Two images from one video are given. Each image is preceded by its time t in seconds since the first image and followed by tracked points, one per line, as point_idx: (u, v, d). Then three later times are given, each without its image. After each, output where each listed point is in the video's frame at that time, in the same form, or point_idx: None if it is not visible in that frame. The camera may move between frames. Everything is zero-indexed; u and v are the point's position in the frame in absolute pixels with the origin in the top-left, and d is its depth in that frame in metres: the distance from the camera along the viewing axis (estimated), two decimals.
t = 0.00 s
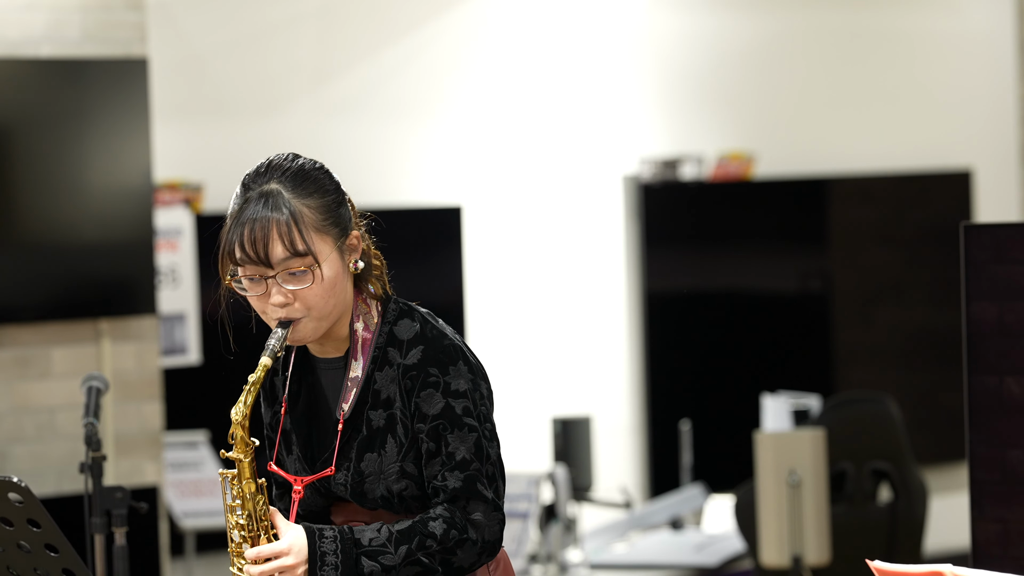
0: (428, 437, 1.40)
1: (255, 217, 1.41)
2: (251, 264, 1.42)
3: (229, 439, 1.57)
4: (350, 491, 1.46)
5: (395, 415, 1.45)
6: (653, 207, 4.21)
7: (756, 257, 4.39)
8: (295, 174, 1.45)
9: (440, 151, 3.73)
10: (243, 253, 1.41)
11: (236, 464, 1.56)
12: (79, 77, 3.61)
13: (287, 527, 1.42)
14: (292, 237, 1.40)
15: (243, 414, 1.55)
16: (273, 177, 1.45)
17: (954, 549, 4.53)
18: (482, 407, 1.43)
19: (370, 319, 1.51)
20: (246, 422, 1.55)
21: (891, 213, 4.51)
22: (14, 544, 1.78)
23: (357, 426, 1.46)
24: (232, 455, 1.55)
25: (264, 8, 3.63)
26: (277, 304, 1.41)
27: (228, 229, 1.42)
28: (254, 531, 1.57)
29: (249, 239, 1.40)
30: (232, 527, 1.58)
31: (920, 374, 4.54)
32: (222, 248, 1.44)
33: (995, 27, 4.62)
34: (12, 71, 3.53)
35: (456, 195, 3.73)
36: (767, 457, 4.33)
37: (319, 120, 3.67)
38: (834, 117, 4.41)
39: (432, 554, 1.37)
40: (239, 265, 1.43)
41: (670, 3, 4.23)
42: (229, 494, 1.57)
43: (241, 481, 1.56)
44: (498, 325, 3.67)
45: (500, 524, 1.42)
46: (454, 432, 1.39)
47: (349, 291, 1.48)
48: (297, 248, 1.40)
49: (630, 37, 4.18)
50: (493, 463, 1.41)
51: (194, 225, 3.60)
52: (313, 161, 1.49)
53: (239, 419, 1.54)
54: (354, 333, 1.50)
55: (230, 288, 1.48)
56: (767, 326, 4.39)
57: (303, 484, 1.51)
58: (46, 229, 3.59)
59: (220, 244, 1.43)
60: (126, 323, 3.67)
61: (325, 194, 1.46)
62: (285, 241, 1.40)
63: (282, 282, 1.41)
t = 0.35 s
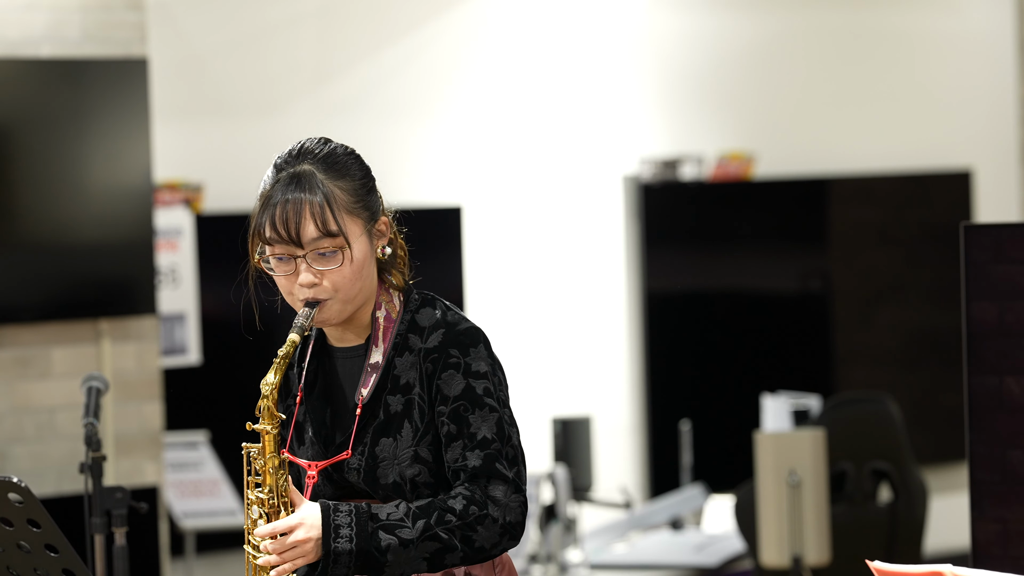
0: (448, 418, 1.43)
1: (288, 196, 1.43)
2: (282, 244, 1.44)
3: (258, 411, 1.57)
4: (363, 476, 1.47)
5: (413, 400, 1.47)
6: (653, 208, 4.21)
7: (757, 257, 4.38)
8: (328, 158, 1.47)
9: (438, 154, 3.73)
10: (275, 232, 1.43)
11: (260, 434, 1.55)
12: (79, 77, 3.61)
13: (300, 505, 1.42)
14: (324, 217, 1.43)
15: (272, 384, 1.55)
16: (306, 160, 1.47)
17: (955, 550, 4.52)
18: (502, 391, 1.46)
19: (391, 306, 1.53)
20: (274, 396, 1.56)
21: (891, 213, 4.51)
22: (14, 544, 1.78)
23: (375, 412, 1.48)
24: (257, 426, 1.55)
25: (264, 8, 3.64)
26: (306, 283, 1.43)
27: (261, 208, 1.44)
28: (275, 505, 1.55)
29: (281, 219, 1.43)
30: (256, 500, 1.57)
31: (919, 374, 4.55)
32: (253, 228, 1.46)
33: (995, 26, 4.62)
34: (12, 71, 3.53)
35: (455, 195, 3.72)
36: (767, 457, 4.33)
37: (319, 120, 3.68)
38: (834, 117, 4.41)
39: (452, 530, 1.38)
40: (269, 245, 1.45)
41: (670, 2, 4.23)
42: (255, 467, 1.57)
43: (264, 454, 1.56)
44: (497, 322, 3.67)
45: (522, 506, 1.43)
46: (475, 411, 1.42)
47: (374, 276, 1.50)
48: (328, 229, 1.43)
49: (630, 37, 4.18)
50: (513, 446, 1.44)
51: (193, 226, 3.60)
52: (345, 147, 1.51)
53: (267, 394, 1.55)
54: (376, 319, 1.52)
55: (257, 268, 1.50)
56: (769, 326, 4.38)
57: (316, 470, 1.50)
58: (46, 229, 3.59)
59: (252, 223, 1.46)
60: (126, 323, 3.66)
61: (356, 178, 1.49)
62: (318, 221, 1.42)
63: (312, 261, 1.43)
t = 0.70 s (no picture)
0: (453, 431, 1.40)
1: (292, 201, 1.42)
2: (286, 248, 1.43)
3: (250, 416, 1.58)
4: (368, 483, 1.45)
5: (421, 408, 1.44)
6: (653, 208, 4.20)
7: (757, 257, 4.38)
8: (334, 162, 1.45)
9: (438, 154, 3.78)
10: (278, 237, 1.42)
11: (255, 438, 1.56)
12: (78, 78, 3.58)
13: (300, 511, 1.42)
14: (326, 222, 1.41)
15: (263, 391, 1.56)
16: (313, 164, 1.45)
17: (955, 550, 4.52)
18: (509, 406, 1.43)
19: (401, 312, 1.50)
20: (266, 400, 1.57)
21: (893, 212, 4.50)
22: (14, 544, 1.78)
23: (382, 417, 1.45)
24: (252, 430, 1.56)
25: (264, 8, 3.66)
26: (308, 288, 1.41)
27: (266, 213, 1.43)
28: (270, 510, 1.55)
29: (284, 223, 1.42)
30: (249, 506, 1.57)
31: (920, 374, 4.54)
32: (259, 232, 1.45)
33: (995, 26, 4.62)
34: (12, 71, 3.52)
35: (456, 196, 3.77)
36: (767, 457, 4.31)
37: (319, 120, 3.69)
38: (834, 117, 4.41)
39: (444, 548, 1.37)
40: (274, 249, 1.44)
41: (670, 3, 4.22)
42: (248, 472, 1.57)
43: (258, 459, 1.55)
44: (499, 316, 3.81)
45: (516, 525, 1.41)
46: (481, 426, 1.39)
47: (381, 281, 1.48)
48: (330, 234, 1.41)
49: (630, 37, 4.17)
50: (514, 463, 1.41)
51: (193, 225, 3.61)
52: (354, 151, 1.49)
53: (259, 398, 1.57)
54: (385, 326, 1.50)
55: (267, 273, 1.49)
56: (769, 327, 4.38)
57: (321, 472, 1.49)
58: (45, 229, 3.58)
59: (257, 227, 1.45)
60: (125, 323, 3.66)
61: (363, 183, 1.46)
62: (320, 226, 1.41)
63: (315, 266, 1.42)
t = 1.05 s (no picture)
0: (445, 422, 1.45)
1: (300, 169, 1.50)
2: (291, 216, 1.50)
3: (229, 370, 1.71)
4: (368, 470, 1.50)
5: (422, 399, 1.49)
6: (653, 207, 4.24)
7: (755, 258, 4.40)
8: (346, 138, 1.53)
9: (439, 152, 3.62)
10: (285, 202, 1.49)
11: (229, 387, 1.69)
12: (79, 78, 3.61)
13: (273, 469, 1.43)
14: (329, 190, 1.48)
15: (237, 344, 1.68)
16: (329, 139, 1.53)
17: (955, 550, 4.53)
18: (504, 404, 1.47)
19: (410, 305, 1.56)
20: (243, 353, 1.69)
21: (891, 213, 4.52)
22: (14, 544, 1.78)
23: (384, 406, 1.51)
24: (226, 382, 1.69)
25: (264, 8, 3.59)
26: (306, 255, 1.48)
27: (277, 182, 1.52)
28: (237, 461, 1.68)
29: (292, 190, 1.49)
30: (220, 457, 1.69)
31: (920, 374, 4.54)
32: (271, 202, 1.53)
33: (995, 26, 4.62)
34: (12, 70, 3.53)
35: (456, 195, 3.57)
36: (767, 456, 4.32)
37: (322, 120, 3.59)
38: (835, 118, 4.41)
39: (413, 531, 1.41)
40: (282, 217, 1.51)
41: (669, 2, 4.23)
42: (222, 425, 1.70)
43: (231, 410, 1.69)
44: (500, 319, 3.69)
45: (488, 524, 1.45)
46: (470, 419, 1.44)
47: (385, 261, 1.52)
48: (332, 201, 1.47)
49: (630, 37, 4.19)
50: (498, 462, 1.46)
51: (193, 225, 3.56)
52: (370, 134, 1.56)
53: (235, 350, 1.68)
54: (394, 314, 1.55)
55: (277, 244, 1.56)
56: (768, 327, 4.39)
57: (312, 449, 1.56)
58: (45, 229, 3.60)
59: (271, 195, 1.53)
60: (126, 323, 3.67)
61: (374, 161, 1.53)
62: (322, 193, 1.48)
63: (315, 233, 1.48)
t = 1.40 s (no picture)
0: (443, 425, 1.51)
1: (314, 167, 1.57)
2: (303, 213, 1.58)
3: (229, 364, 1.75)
4: (365, 469, 1.56)
5: (421, 401, 1.55)
6: (654, 208, 4.23)
7: (756, 257, 4.39)
8: (361, 139, 1.60)
9: (438, 154, 3.71)
10: (298, 199, 1.57)
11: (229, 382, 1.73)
12: (79, 77, 3.61)
13: (267, 467, 1.50)
14: (342, 189, 1.55)
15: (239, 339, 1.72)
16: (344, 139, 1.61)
17: (955, 550, 4.54)
18: (501, 410, 1.53)
19: (415, 306, 1.62)
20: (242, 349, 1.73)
21: (892, 213, 4.51)
22: (14, 544, 1.78)
23: (384, 406, 1.57)
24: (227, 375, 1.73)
25: (265, 8, 3.60)
26: (316, 252, 1.55)
27: (292, 178, 1.59)
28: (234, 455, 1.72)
29: (305, 187, 1.57)
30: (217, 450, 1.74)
31: (920, 375, 4.54)
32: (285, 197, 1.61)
33: (996, 26, 4.62)
34: (12, 71, 3.53)
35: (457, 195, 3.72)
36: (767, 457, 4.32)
37: (319, 120, 3.62)
38: (835, 118, 4.41)
39: (405, 534, 1.46)
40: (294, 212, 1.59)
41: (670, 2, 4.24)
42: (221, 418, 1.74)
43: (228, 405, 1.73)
44: (495, 309, 3.78)
45: (481, 529, 1.50)
46: (468, 424, 1.50)
47: (393, 262, 1.60)
48: (343, 201, 1.55)
49: (630, 38, 4.19)
50: (494, 467, 1.51)
51: (193, 225, 3.56)
52: (384, 135, 1.63)
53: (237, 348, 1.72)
54: (398, 314, 1.62)
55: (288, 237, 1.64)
56: (769, 327, 4.38)
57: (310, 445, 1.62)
58: (44, 230, 3.60)
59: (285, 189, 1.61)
60: (126, 323, 3.67)
61: (387, 162, 1.60)
62: (334, 192, 1.55)
63: (325, 231, 1.56)
